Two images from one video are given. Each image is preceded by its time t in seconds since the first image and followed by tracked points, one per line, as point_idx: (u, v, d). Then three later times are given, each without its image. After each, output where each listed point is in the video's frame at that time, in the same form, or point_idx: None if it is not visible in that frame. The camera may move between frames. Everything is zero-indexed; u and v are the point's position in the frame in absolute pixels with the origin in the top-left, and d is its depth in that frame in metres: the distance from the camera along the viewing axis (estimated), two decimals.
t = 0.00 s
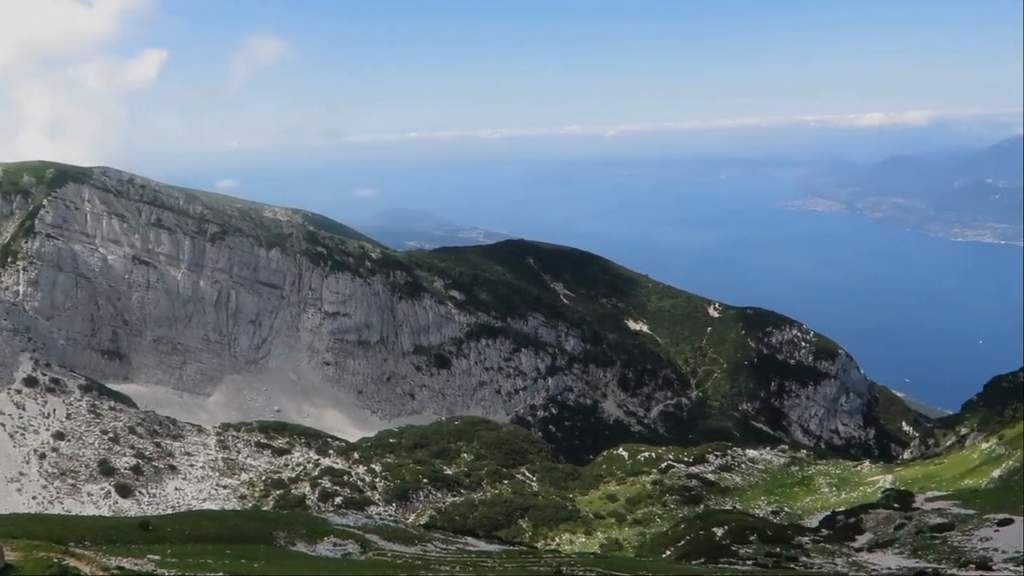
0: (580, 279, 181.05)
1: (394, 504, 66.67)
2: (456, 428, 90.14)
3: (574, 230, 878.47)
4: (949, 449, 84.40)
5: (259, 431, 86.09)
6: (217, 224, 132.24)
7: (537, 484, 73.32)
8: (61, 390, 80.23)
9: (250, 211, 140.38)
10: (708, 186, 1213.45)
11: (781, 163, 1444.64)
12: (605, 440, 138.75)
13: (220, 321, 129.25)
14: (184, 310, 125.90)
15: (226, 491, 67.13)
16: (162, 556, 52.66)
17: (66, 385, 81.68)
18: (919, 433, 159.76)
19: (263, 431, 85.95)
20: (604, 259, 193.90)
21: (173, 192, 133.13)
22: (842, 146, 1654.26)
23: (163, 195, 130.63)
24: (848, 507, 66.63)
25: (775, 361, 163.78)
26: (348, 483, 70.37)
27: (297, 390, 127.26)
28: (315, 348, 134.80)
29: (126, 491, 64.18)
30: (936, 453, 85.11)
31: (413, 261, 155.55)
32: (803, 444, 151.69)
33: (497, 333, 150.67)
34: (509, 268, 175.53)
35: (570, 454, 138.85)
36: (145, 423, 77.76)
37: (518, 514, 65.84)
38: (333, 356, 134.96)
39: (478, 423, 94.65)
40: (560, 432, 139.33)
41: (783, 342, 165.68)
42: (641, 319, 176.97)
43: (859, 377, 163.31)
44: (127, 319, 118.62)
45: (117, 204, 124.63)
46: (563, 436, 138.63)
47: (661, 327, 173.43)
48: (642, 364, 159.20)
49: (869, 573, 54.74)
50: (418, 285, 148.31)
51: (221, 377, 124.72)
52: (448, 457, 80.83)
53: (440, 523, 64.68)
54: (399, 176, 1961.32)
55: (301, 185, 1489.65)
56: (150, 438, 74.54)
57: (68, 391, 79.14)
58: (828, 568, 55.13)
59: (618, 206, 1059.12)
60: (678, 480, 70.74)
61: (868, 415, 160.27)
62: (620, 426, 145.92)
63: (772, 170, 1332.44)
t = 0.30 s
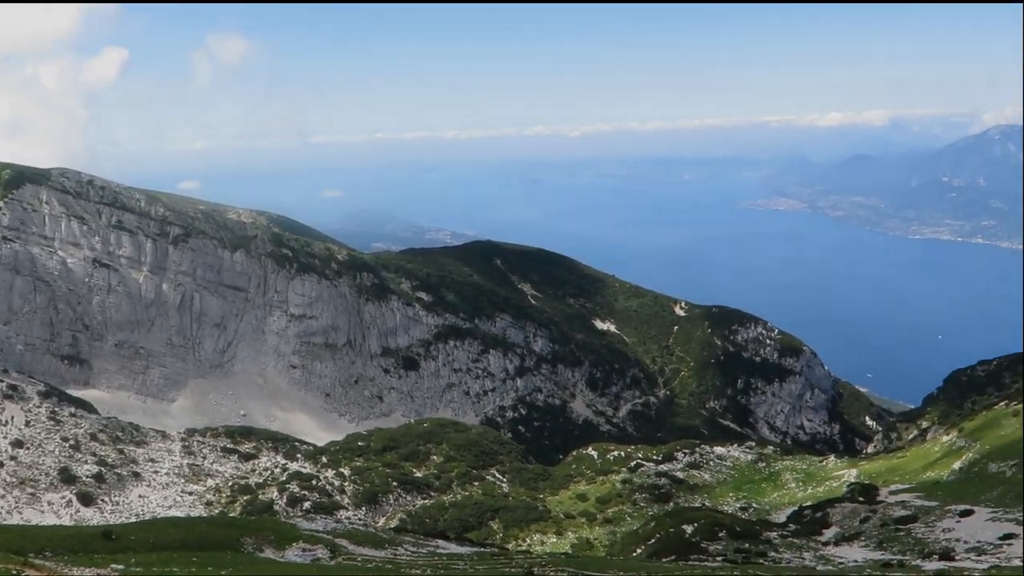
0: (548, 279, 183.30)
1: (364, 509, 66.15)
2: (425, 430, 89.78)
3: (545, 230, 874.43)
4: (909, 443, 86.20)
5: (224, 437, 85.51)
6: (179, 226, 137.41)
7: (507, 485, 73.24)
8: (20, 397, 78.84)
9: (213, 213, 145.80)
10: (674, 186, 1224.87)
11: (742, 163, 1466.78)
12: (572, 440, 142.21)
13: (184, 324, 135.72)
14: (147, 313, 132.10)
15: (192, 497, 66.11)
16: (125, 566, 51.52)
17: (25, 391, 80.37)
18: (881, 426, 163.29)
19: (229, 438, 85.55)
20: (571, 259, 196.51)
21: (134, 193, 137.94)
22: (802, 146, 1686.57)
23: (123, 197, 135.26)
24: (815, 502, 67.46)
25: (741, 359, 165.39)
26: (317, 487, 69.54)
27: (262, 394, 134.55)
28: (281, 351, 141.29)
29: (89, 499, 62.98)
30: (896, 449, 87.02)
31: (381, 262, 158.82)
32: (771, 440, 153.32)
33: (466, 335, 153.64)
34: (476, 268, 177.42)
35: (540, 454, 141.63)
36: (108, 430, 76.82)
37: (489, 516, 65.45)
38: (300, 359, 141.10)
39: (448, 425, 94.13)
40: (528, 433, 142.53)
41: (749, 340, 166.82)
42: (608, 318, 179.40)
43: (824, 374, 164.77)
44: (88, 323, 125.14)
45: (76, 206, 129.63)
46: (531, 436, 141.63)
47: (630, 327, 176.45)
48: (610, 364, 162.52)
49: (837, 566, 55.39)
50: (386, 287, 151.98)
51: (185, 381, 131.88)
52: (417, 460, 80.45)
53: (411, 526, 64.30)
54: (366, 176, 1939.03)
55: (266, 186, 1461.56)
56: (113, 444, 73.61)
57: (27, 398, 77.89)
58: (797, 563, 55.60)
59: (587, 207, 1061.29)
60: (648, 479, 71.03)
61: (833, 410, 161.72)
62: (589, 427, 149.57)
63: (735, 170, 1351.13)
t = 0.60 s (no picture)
0: (515, 283, 187.52)
1: (332, 515, 65.33)
2: (393, 434, 89.50)
3: (513, 234, 870.49)
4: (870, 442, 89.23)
5: (188, 445, 84.61)
6: (140, 230, 137.12)
7: (476, 488, 72.88)
8: None
9: (175, 217, 145.59)
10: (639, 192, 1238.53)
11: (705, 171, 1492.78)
12: (541, 442, 142.43)
13: (146, 329, 135.82)
14: (107, 319, 132.64)
15: (155, 507, 64.84)
16: None
17: None
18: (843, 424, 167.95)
19: (192, 445, 84.74)
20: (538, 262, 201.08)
21: (94, 197, 137.67)
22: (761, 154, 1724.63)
23: (82, 201, 135.20)
24: (781, 500, 68.27)
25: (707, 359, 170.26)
26: (284, 494, 68.65)
27: (226, 401, 134.02)
28: (246, 356, 140.88)
29: (48, 510, 61.36)
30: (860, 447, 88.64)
31: (347, 266, 159.58)
32: (738, 440, 156.94)
33: (434, 338, 155.03)
34: (443, 271, 180.08)
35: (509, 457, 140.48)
36: (67, 439, 75.42)
37: (458, 519, 64.96)
38: (266, 365, 140.89)
39: (416, 429, 94.05)
40: (497, 436, 142.83)
41: (714, 341, 172.99)
42: (575, 321, 183.31)
43: (788, 374, 170.97)
44: (46, 330, 126.03)
45: (33, 210, 130.04)
46: (500, 439, 141.77)
47: (597, 328, 180.30)
48: (579, 366, 165.18)
49: (803, 563, 56.18)
50: (353, 291, 152.84)
51: (147, 388, 131.37)
52: (385, 464, 79.92)
53: (380, 532, 63.56)
54: (327, 179, 1911.20)
55: (225, 190, 1428.41)
56: (73, 454, 72.27)
57: None
58: (764, 561, 56.31)
59: (554, 210, 1064.00)
60: (616, 480, 71.35)
61: (797, 410, 167.23)
62: (558, 429, 150.27)
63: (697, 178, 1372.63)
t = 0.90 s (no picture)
0: (484, 287, 191.59)
1: (298, 522, 64.70)
2: (361, 440, 89.46)
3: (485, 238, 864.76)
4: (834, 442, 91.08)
5: (151, 453, 83.94)
6: (102, 236, 136.09)
7: (445, 493, 72.59)
8: None
9: (137, 223, 144.87)
10: (608, 198, 1247.94)
11: (671, 178, 1512.11)
12: (510, 445, 145.73)
13: (108, 337, 134.30)
14: (68, 326, 131.08)
15: (118, 517, 63.78)
16: None
17: None
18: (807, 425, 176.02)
19: (155, 453, 84.27)
20: (506, 267, 203.75)
21: (53, 203, 136.07)
22: (724, 161, 1754.21)
23: (41, 206, 133.51)
24: (747, 501, 68.87)
25: (674, 361, 175.62)
26: (250, 502, 67.86)
27: (191, 408, 132.53)
28: (211, 363, 140.08)
29: (6, 521, 59.92)
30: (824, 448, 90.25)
31: (312, 271, 160.74)
32: (704, 441, 162.87)
33: (401, 343, 157.14)
34: (410, 276, 181.81)
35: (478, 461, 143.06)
36: (26, 449, 74.23)
37: (426, 525, 64.50)
38: (231, 371, 140.26)
39: (383, 434, 94.20)
40: (466, 440, 145.07)
41: (681, 343, 178.57)
42: (544, 323, 188.05)
43: (753, 375, 178.17)
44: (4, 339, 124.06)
45: None
46: (469, 443, 144.04)
47: (565, 332, 184.78)
48: (547, 370, 168.36)
49: (769, 563, 56.79)
50: (319, 297, 154.07)
51: (109, 397, 129.36)
52: (353, 470, 79.64)
53: (348, 538, 62.89)
54: (291, 184, 1879.38)
55: (185, 195, 1394.43)
56: (33, 464, 71.11)
57: None
58: (731, 561, 56.71)
59: (525, 215, 1064.07)
60: (584, 483, 71.66)
61: (763, 411, 174.37)
62: (526, 432, 152.80)
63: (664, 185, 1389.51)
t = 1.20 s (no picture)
0: (448, 292, 191.49)
1: (263, 532, 64.09)
2: (327, 448, 88.79)
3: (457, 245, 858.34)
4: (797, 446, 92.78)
5: (114, 464, 83.03)
6: (62, 243, 135.24)
7: (411, 500, 71.95)
8: None
9: (99, 229, 143.85)
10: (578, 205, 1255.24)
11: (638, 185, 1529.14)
12: (477, 451, 147.84)
13: (69, 345, 132.88)
14: (27, 335, 129.73)
15: (78, 528, 62.84)
16: None
17: None
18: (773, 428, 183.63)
19: (118, 463, 83.42)
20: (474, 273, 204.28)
21: (13, 209, 134.49)
22: (689, 168, 1776.90)
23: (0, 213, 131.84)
24: (712, 504, 69.25)
25: (640, 365, 180.12)
26: (213, 511, 67.06)
27: (152, 417, 130.98)
28: (174, 371, 138.88)
29: None
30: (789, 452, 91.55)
31: (277, 278, 161.07)
32: (671, 445, 168.13)
33: (368, 349, 159.03)
34: (376, 281, 181.94)
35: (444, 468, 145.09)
36: None
37: (393, 532, 64.00)
38: (194, 380, 139.10)
39: (349, 442, 93.73)
40: (432, 447, 147.20)
41: (647, 348, 183.09)
42: (510, 330, 188.74)
43: (717, 380, 184.87)
44: None
45: None
46: (436, 450, 146.43)
47: (532, 337, 185.75)
48: (514, 376, 171.33)
49: (735, 566, 57.03)
50: (284, 304, 154.54)
51: (69, 406, 127.40)
52: (318, 478, 79.25)
53: (312, 547, 62.21)
54: (256, 189, 1852.88)
55: (145, 200, 1359.35)
56: None
57: None
58: (697, 565, 56.81)
59: (497, 222, 1063.28)
60: (550, 488, 71.45)
61: (728, 414, 180.62)
62: (493, 438, 155.74)
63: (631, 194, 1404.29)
